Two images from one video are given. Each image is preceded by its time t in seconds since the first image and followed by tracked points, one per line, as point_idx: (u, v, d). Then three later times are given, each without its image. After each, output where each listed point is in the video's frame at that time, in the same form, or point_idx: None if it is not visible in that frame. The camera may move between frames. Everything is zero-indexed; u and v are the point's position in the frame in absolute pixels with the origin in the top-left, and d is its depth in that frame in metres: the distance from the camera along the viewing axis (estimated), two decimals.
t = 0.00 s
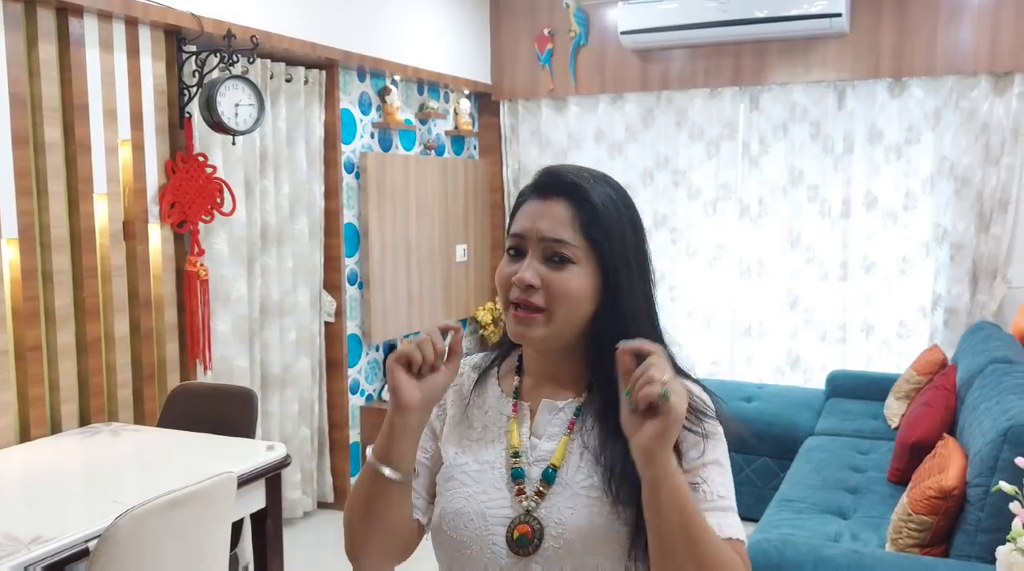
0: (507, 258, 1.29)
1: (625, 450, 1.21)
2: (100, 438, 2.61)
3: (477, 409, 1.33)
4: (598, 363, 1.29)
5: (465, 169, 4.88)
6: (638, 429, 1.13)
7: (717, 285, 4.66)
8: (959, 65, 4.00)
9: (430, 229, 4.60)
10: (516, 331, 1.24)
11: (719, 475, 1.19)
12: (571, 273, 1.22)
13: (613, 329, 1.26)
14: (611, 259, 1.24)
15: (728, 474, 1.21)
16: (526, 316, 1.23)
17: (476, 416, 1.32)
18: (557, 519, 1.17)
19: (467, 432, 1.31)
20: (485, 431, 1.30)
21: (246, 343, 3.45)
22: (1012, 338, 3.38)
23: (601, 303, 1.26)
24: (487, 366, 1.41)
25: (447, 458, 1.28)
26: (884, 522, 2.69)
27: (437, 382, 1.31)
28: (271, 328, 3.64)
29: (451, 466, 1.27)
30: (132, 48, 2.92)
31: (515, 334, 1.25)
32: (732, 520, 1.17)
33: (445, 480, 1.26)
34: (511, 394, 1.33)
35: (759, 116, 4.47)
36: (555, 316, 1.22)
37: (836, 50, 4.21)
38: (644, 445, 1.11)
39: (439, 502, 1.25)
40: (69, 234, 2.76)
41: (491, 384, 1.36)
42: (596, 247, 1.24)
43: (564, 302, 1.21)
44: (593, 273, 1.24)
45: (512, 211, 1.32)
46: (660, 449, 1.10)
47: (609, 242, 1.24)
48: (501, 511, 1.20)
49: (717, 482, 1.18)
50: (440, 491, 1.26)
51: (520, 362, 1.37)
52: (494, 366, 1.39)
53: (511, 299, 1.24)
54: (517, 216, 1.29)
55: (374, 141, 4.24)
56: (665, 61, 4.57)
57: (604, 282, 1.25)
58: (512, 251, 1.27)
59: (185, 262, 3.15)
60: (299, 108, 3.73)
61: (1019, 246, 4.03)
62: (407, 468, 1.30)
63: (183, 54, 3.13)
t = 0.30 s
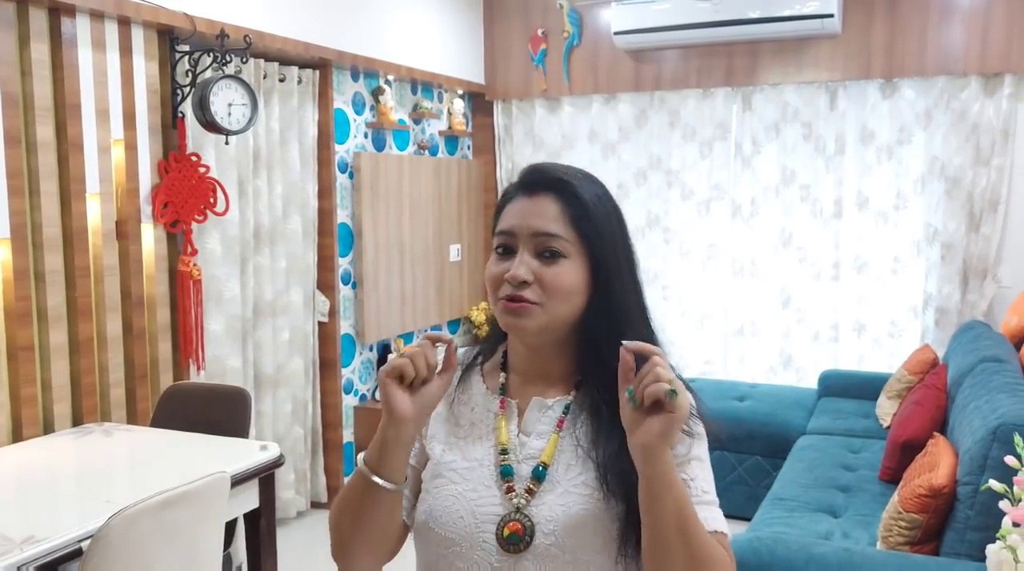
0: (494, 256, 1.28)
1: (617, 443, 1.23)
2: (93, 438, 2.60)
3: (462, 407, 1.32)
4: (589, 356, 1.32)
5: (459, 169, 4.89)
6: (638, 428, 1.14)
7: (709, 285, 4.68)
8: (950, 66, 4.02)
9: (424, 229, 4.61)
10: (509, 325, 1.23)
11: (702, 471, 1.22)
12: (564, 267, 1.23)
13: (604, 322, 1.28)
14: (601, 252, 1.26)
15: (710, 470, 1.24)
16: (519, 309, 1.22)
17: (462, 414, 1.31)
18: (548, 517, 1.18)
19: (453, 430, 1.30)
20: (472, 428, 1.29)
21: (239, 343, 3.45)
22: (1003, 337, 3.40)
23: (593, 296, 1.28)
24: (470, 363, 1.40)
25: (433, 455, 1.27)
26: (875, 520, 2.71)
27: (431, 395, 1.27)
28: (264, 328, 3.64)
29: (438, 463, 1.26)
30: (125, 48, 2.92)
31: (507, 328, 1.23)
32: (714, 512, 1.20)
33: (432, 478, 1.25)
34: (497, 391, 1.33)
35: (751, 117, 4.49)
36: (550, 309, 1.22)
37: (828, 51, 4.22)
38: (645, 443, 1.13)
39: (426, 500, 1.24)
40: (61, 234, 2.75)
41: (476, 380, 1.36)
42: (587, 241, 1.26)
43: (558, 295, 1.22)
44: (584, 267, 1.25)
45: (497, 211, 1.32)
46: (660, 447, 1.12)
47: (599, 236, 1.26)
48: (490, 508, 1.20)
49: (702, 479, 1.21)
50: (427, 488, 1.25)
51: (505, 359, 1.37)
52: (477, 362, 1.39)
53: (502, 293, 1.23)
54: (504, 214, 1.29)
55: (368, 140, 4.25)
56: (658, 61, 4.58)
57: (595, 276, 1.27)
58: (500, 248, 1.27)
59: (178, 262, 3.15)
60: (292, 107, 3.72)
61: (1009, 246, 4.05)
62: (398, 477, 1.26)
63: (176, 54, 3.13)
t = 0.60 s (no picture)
0: (459, 256, 1.26)
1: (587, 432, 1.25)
2: (88, 437, 2.61)
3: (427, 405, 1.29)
4: (552, 349, 1.32)
5: (453, 169, 4.90)
6: (598, 442, 1.16)
7: (703, 284, 4.70)
8: (942, 68, 4.05)
9: (419, 228, 4.62)
10: (481, 325, 1.22)
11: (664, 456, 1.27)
12: (533, 264, 1.23)
13: (568, 316, 1.30)
14: (565, 248, 1.28)
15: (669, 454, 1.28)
16: (492, 309, 1.20)
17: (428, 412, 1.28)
18: (527, 506, 1.17)
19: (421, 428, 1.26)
20: (440, 425, 1.26)
21: (234, 343, 3.45)
22: (994, 337, 3.43)
23: (556, 292, 1.29)
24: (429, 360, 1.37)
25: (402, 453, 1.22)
26: (867, 518, 2.73)
27: (416, 429, 1.17)
28: (260, 328, 3.64)
29: (408, 462, 1.21)
30: (121, 47, 2.92)
31: (480, 328, 1.22)
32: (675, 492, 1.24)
33: (404, 479, 1.21)
34: (462, 389, 1.30)
35: (745, 117, 4.51)
36: (521, 307, 1.22)
37: (821, 52, 4.25)
38: (611, 455, 1.14)
39: (399, 500, 1.20)
40: (57, 233, 2.76)
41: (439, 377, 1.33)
42: (552, 239, 1.27)
43: (529, 292, 1.22)
44: (550, 265, 1.26)
45: (457, 212, 1.31)
46: (626, 457, 1.14)
47: (563, 234, 1.27)
48: (467, 502, 1.18)
49: (664, 462, 1.26)
50: (400, 489, 1.20)
51: (467, 356, 1.35)
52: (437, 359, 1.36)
53: (474, 294, 1.21)
54: (467, 214, 1.28)
55: (363, 140, 4.26)
56: (653, 62, 4.60)
57: (558, 273, 1.29)
58: (466, 248, 1.26)
59: (174, 262, 3.15)
60: (288, 107, 3.73)
61: (1000, 246, 4.08)
62: (378, 505, 1.18)
63: (172, 54, 3.13)
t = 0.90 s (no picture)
0: (419, 257, 1.26)
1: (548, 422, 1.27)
2: (86, 435, 2.61)
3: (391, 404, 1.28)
4: (510, 345, 1.32)
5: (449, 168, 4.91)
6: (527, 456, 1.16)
7: (697, 283, 4.72)
8: (936, 68, 4.07)
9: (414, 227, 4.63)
10: (443, 325, 1.22)
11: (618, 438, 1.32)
12: (493, 265, 1.23)
13: (525, 315, 1.30)
14: (524, 248, 1.28)
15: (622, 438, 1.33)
16: (454, 310, 1.21)
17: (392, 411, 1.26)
18: (494, 497, 1.18)
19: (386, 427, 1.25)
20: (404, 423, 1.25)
21: (232, 342, 3.46)
22: (987, 335, 3.45)
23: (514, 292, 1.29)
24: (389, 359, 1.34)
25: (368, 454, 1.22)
26: (861, 514, 2.75)
27: (402, 450, 1.14)
28: (257, 326, 3.64)
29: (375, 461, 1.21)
30: (118, 46, 2.93)
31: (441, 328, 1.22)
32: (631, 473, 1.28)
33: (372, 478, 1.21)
34: (424, 386, 1.30)
35: (740, 117, 4.53)
36: (482, 307, 1.22)
37: (816, 53, 4.27)
38: (541, 468, 1.16)
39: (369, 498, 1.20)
40: (55, 232, 2.76)
41: (400, 375, 1.31)
42: (510, 239, 1.27)
43: (490, 292, 1.23)
44: (508, 265, 1.27)
45: (415, 213, 1.31)
46: (555, 464, 1.16)
47: (522, 235, 1.28)
48: (436, 496, 1.19)
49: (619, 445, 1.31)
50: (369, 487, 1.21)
51: (426, 352, 1.33)
52: (396, 358, 1.33)
53: (436, 295, 1.21)
54: (426, 215, 1.27)
55: (360, 139, 4.27)
56: (649, 62, 4.62)
57: (517, 272, 1.29)
58: (427, 249, 1.25)
59: (171, 260, 3.16)
60: (285, 106, 3.73)
61: (994, 245, 4.10)
62: (347, 516, 1.15)
63: (169, 53, 3.14)
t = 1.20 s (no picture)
0: (389, 260, 1.26)
1: (513, 422, 1.25)
2: (87, 434, 2.62)
3: (361, 401, 1.28)
4: (478, 345, 1.32)
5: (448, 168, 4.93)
6: (572, 478, 1.17)
7: (695, 283, 4.74)
8: (933, 70, 4.10)
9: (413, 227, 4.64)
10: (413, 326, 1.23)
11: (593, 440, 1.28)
12: (461, 268, 1.25)
13: (492, 316, 1.30)
14: (492, 251, 1.29)
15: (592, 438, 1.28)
16: (423, 312, 1.23)
17: (362, 408, 1.27)
18: (456, 493, 1.18)
19: (355, 424, 1.25)
20: (373, 420, 1.25)
21: (232, 342, 3.47)
22: (983, 335, 3.47)
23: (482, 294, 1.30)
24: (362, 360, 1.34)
25: (338, 449, 1.23)
26: (858, 513, 2.77)
27: (292, 449, 1.20)
28: (257, 326, 3.66)
29: (343, 455, 1.22)
30: (119, 47, 2.94)
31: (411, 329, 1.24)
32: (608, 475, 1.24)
33: (340, 472, 1.21)
34: (394, 384, 1.29)
35: (738, 118, 4.55)
36: (450, 308, 1.24)
37: (814, 54, 4.30)
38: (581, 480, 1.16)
39: (336, 491, 1.20)
40: (57, 232, 2.77)
41: (371, 374, 1.31)
42: (478, 242, 1.27)
43: (457, 294, 1.24)
44: (477, 268, 1.27)
45: (386, 216, 1.31)
46: (594, 480, 1.17)
47: (491, 238, 1.28)
48: (400, 491, 1.18)
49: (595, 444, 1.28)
50: (336, 481, 1.21)
51: (399, 352, 1.34)
52: (370, 357, 1.34)
53: (405, 297, 1.23)
54: (396, 219, 1.27)
55: (359, 140, 4.29)
56: (647, 63, 4.64)
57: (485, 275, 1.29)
58: (398, 252, 1.26)
59: (172, 260, 3.17)
60: (285, 106, 3.74)
61: (990, 246, 4.12)
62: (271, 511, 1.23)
63: (170, 53, 3.16)
